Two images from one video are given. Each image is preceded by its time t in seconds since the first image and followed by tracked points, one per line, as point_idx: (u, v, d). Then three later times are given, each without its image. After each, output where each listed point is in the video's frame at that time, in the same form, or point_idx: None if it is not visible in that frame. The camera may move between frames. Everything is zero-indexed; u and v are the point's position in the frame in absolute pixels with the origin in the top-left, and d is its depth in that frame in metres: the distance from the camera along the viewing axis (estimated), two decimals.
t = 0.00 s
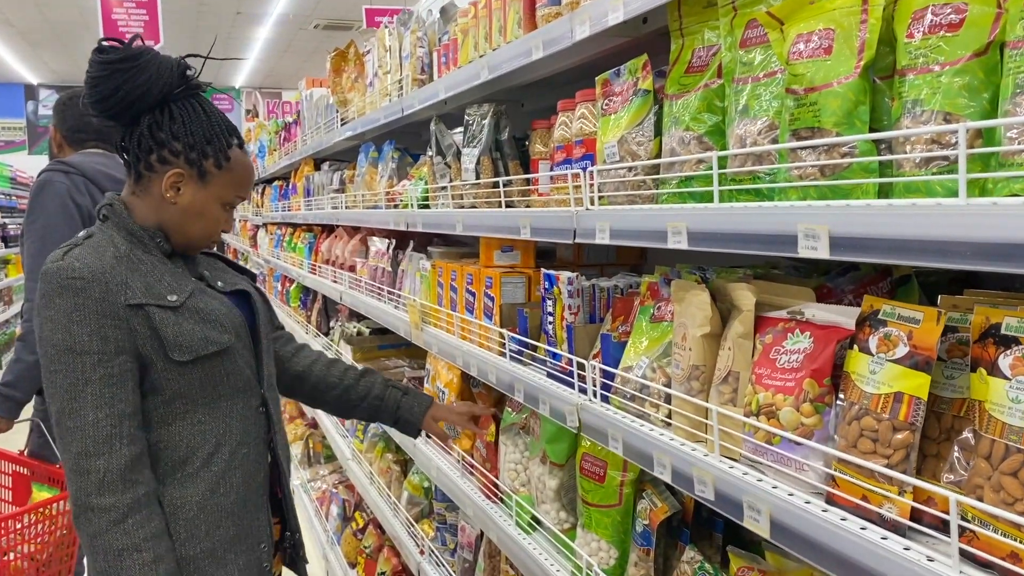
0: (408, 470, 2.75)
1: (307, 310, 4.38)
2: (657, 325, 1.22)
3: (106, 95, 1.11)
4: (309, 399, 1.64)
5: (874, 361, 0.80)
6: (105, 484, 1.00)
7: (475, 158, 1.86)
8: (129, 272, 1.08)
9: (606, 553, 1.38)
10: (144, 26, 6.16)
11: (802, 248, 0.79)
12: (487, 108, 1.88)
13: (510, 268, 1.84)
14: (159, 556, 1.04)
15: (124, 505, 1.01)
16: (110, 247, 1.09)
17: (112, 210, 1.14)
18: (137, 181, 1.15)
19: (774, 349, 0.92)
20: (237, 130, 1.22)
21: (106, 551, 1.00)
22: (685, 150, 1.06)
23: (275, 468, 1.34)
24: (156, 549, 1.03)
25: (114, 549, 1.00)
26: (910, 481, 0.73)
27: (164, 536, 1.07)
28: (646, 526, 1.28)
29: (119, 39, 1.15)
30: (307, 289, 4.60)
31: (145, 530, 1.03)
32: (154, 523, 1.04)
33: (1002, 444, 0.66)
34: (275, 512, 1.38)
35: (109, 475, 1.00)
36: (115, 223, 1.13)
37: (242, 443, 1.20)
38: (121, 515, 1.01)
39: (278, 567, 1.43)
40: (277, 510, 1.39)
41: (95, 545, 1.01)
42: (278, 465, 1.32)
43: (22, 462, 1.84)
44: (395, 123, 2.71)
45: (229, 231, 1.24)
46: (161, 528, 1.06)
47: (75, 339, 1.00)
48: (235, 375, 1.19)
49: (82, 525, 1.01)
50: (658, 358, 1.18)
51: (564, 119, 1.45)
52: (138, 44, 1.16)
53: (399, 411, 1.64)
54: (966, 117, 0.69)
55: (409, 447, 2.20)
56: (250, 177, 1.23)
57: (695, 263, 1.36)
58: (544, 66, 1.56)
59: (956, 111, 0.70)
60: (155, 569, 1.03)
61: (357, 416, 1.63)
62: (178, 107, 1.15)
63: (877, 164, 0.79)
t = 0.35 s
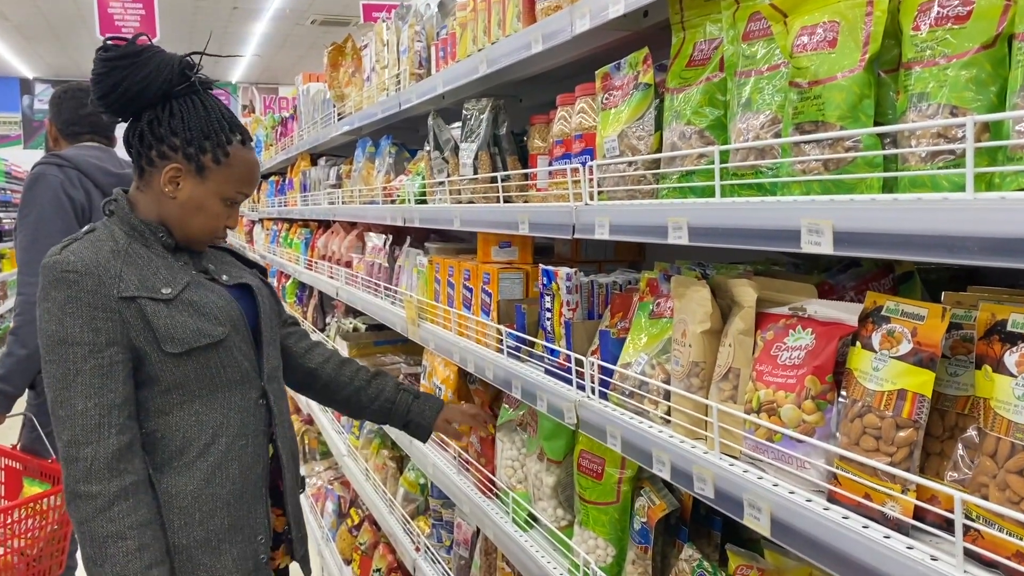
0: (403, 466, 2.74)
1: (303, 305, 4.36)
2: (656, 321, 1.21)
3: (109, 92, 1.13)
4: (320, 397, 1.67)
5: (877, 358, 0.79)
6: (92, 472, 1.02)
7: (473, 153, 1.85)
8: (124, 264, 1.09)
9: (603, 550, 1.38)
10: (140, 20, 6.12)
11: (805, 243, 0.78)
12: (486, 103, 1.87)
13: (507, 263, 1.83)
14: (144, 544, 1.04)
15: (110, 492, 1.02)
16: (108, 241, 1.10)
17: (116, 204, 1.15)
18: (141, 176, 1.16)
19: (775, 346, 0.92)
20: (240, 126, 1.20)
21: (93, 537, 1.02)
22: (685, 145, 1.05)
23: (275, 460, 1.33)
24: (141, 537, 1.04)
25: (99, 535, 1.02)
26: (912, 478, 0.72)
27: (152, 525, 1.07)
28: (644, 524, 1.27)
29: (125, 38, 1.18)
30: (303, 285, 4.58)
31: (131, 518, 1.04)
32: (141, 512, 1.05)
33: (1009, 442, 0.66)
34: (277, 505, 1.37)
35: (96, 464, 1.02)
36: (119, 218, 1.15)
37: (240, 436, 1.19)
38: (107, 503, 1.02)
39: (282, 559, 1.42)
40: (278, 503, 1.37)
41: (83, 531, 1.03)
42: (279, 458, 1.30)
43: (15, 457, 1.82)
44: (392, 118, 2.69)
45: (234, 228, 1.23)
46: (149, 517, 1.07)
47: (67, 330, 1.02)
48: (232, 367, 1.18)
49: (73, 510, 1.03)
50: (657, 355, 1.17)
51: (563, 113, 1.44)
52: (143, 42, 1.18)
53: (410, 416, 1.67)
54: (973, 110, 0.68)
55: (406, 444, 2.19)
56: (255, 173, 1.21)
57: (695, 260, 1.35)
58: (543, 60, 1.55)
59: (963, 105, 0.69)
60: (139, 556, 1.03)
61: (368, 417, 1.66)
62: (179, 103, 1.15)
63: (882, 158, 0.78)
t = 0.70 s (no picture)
0: (406, 463, 2.74)
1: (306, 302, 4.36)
2: (662, 319, 1.20)
3: (115, 86, 1.15)
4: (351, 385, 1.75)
5: (886, 358, 0.78)
6: (83, 463, 1.02)
7: (477, 150, 1.84)
8: (123, 257, 1.09)
9: (607, 549, 1.37)
10: (143, 15, 6.11)
11: (813, 242, 0.77)
12: (490, 99, 1.86)
13: (511, 261, 1.82)
14: (133, 536, 1.04)
15: (101, 484, 1.03)
16: (110, 234, 1.11)
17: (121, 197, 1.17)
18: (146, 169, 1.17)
19: (782, 345, 0.91)
20: (244, 119, 1.19)
21: (84, 526, 1.03)
22: (692, 142, 1.05)
23: (276, 457, 1.32)
24: (131, 529, 1.04)
25: (90, 525, 1.03)
26: (921, 480, 0.71)
27: (143, 517, 1.08)
28: (649, 523, 1.27)
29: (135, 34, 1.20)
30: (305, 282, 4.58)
31: (121, 510, 1.04)
32: (133, 504, 1.06)
33: (1020, 444, 0.65)
34: (277, 502, 1.36)
35: (88, 454, 1.02)
36: (124, 213, 1.15)
37: (238, 432, 1.19)
38: (98, 494, 1.03)
39: (281, 559, 1.41)
40: (279, 500, 1.36)
41: (76, 520, 1.04)
42: (279, 456, 1.29)
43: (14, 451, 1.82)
44: (395, 114, 2.68)
45: (238, 225, 1.21)
46: (142, 509, 1.07)
47: (63, 321, 1.03)
48: (230, 362, 1.17)
49: (67, 499, 1.05)
50: (662, 353, 1.17)
51: (568, 110, 1.43)
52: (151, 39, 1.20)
53: (440, 391, 1.73)
54: (985, 108, 0.67)
55: (409, 441, 2.19)
56: (258, 166, 1.18)
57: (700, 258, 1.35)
58: (547, 56, 1.54)
59: (975, 103, 0.68)
60: (128, 548, 1.04)
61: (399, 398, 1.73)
62: (181, 96, 1.15)
63: (893, 156, 0.77)
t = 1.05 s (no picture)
0: (416, 461, 2.75)
1: (317, 299, 4.38)
2: (674, 318, 1.20)
3: (131, 82, 1.16)
4: (358, 384, 1.71)
5: (900, 357, 0.78)
6: (96, 458, 1.03)
7: (488, 147, 1.84)
8: (138, 253, 1.10)
9: (617, 548, 1.37)
10: (156, 14, 6.15)
11: (827, 240, 0.77)
12: (501, 97, 1.86)
13: (522, 259, 1.82)
14: (142, 533, 1.05)
15: (111, 480, 1.04)
16: (126, 230, 1.12)
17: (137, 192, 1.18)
18: (161, 165, 1.18)
19: (795, 344, 0.90)
20: (258, 116, 1.19)
21: (94, 522, 1.04)
22: (704, 140, 1.04)
23: (286, 456, 1.33)
24: (140, 526, 1.05)
25: (100, 521, 1.04)
26: (935, 479, 0.71)
27: (154, 514, 1.08)
28: (660, 522, 1.27)
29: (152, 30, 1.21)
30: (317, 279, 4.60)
31: (131, 507, 1.05)
32: (144, 501, 1.07)
33: None
34: (287, 501, 1.37)
35: (101, 450, 1.03)
36: (140, 210, 1.16)
37: (248, 429, 1.20)
38: (108, 491, 1.04)
39: (290, 557, 1.40)
40: (288, 498, 1.37)
41: (86, 516, 1.04)
42: (289, 454, 1.30)
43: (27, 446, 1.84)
44: (407, 112, 2.69)
45: (253, 222, 1.21)
46: (153, 506, 1.08)
47: (78, 316, 1.04)
48: (243, 360, 1.18)
49: (78, 494, 1.05)
50: (673, 352, 1.16)
51: (580, 107, 1.43)
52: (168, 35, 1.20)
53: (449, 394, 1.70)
54: (1002, 105, 0.67)
55: (419, 439, 2.19)
56: (273, 163, 1.19)
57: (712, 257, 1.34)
58: (559, 53, 1.53)
59: (992, 100, 0.67)
60: (137, 545, 1.04)
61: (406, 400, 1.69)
62: (197, 93, 1.16)
63: (908, 154, 0.77)
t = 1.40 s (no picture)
0: (432, 459, 2.76)
1: (336, 296, 4.41)
2: (688, 317, 1.20)
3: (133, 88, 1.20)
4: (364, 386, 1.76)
5: (916, 358, 0.77)
6: (113, 460, 1.05)
7: (504, 146, 1.84)
8: (154, 256, 1.11)
9: (632, 548, 1.37)
10: (177, 14, 6.22)
11: (843, 240, 0.76)
12: (517, 95, 1.86)
13: (537, 257, 1.82)
14: (161, 534, 1.07)
15: (130, 482, 1.05)
16: (144, 231, 1.14)
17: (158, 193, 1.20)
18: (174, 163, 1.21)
19: (810, 345, 0.90)
20: (258, 97, 1.19)
21: (113, 524, 1.06)
22: (720, 138, 1.04)
23: (301, 458, 1.33)
24: (158, 528, 1.07)
25: (118, 523, 1.06)
26: (951, 482, 0.70)
27: (173, 515, 1.10)
28: (674, 522, 1.26)
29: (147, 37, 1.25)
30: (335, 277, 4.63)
31: (149, 508, 1.07)
32: (161, 502, 1.08)
33: None
34: (302, 501, 1.38)
35: (117, 452, 1.05)
36: (160, 209, 1.18)
37: (263, 431, 1.21)
38: (126, 493, 1.05)
39: (302, 557, 1.41)
40: (302, 499, 1.38)
41: (104, 517, 1.06)
42: (304, 456, 1.31)
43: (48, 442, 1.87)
44: (424, 110, 2.70)
45: (273, 205, 1.20)
46: (171, 506, 1.10)
47: (95, 319, 1.06)
48: (259, 363, 1.19)
49: (97, 496, 1.07)
50: (688, 351, 1.16)
51: (595, 106, 1.43)
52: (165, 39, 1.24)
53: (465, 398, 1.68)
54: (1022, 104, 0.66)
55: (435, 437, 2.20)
56: (279, 142, 1.17)
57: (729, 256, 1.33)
58: (574, 51, 1.53)
59: (1012, 98, 0.66)
60: (157, 546, 1.06)
61: (397, 417, 1.55)
62: (193, 85, 1.18)
63: (925, 153, 0.76)
